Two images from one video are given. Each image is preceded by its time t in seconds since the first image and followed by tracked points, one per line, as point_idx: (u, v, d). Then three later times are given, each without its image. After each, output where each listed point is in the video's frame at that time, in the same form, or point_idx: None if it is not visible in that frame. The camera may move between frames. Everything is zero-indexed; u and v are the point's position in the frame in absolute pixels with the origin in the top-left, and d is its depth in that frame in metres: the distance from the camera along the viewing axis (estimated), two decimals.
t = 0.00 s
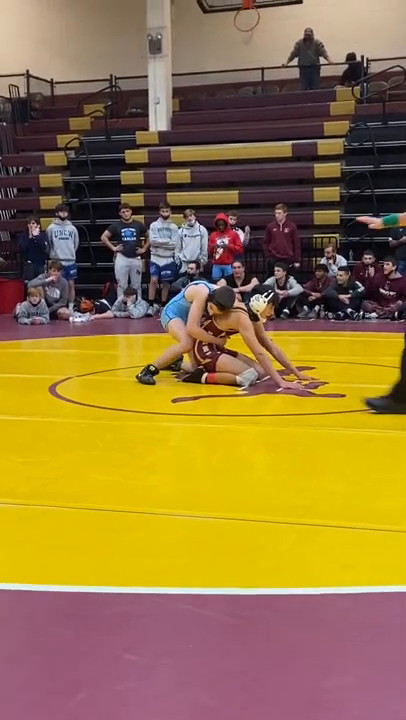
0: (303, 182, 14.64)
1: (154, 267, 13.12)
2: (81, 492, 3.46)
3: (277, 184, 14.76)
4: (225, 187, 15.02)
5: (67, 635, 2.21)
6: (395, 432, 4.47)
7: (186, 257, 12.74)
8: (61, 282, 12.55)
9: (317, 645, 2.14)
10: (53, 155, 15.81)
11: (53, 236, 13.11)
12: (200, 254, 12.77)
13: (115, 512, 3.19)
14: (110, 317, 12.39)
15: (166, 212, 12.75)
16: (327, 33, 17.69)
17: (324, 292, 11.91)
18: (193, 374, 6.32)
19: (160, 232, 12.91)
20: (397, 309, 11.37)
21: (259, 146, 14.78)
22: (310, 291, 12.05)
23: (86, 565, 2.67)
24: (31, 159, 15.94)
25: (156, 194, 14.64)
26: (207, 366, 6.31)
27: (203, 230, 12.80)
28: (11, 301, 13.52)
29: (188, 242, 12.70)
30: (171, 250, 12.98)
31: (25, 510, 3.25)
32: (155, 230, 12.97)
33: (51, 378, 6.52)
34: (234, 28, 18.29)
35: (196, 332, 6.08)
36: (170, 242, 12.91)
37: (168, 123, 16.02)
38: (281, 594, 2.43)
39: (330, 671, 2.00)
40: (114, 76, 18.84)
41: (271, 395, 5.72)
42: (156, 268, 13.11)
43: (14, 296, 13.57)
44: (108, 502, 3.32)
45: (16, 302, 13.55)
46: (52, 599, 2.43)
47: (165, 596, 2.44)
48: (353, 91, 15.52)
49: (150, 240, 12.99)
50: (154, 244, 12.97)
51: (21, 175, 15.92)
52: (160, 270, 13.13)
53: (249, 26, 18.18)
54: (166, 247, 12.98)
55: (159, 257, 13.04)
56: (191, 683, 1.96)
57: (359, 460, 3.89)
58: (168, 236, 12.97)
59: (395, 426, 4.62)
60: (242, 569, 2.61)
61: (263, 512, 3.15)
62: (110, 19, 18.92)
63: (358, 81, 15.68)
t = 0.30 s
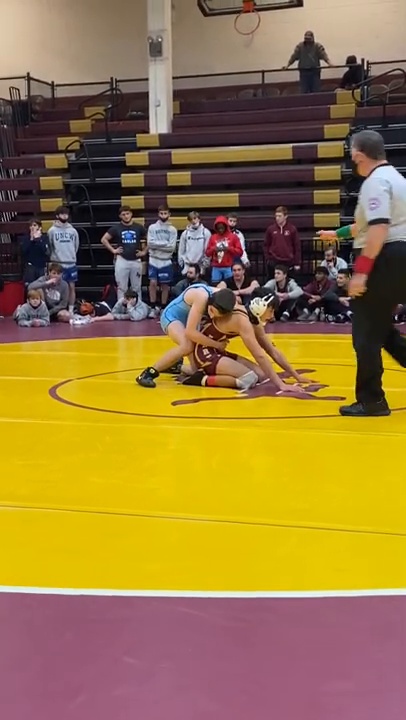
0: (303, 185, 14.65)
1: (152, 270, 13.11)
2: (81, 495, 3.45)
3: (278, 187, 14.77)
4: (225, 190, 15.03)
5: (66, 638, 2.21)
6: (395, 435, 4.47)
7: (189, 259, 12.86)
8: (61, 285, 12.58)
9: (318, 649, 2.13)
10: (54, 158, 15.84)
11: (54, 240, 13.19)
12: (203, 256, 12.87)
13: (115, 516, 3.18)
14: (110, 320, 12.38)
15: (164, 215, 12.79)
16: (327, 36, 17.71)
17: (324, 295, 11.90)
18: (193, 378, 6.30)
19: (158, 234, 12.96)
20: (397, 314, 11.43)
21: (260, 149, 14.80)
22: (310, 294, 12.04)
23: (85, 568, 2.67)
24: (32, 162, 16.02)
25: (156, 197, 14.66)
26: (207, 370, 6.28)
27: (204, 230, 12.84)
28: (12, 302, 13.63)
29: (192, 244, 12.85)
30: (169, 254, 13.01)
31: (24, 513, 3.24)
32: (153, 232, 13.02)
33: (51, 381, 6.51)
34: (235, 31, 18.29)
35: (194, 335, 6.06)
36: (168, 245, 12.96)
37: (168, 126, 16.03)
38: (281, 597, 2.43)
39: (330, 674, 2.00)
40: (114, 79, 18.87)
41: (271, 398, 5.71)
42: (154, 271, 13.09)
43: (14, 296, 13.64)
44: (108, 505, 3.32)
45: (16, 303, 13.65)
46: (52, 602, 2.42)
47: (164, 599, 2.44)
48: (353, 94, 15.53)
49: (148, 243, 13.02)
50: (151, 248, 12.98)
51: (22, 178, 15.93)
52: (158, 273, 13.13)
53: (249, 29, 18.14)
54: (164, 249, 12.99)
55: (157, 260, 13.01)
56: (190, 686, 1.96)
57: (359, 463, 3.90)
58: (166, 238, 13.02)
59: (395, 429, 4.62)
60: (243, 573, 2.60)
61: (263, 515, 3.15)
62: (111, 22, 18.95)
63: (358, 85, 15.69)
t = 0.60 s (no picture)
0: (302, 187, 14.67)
1: (149, 273, 13.03)
2: (81, 497, 3.45)
3: (277, 189, 14.78)
4: (225, 192, 15.04)
5: (64, 641, 2.20)
6: (395, 437, 4.47)
7: (188, 261, 12.83)
8: (61, 287, 12.58)
9: (318, 651, 2.13)
10: (53, 160, 15.85)
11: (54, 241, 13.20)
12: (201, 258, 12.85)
13: (114, 518, 3.18)
14: (110, 322, 12.38)
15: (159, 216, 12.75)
16: (327, 39, 17.72)
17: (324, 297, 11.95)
18: (193, 379, 6.29)
19: (154, 237, 12.92)
20: (396, 315, 11.46)
21: (260, 152, 14.82)
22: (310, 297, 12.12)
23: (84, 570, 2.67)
24: (32, 164, 16.00)
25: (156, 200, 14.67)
26: (207, 371, 6.28)
27: (201, 232, 12.83)
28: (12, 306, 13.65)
29: (191, 247, 12.82)
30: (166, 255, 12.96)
31: (24, 515, 3.24)
32: (149, 235, 12.96)
33: (51, 383, 6.51)
34: (235, 34, 18.30)
35: (194, 336, 6.08)
36: (165, 247, 12.93)
37: (168, 128, 16.05)
38: (280, 599, 2.43)
39: (329, 677, 2.00)
40: (114, 81, 18.90)
41: (271, 400, 5.72)
42: (152, 274, 13.03)
43: (13, 300, 13.67)
44: (107, 507, 3.32)
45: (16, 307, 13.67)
46: (52, 604, 2.42)
47: (164, 601, 2.43)
48: (353, 97, 15.54)
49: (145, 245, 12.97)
50: (148, 250, 12.95)
51: (22, 180, 15.94)
52: (155, 275, 13.05)
53: (249, 32, 18.18)
54: (161, 251, 12.96)
55: (154, 263, 12.98)
56: (189, 688, 1.96)
57: (358, 465, 3.90)
58: (163, 241, 12.98)
59: (395, 432, 4.62)
60: (243, 575, 2.60)
61: (263, 517, 3.15)
62: (111, 24, 18.96)
63: (358, 87, 15.70)
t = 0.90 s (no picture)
0: (302, 190, 14.67)
1: (147, 275, 13.10)
2: (80, 500, 3.44)
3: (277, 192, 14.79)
4: (225, 195, 15.04)
5: (62, 643, 2.20)
6: (394, 440, 4.47)
7: (183, 264, 12.88)
8: (60, 289, 12.56)
9: (317, 654, 2.12)
10: (53, 162, 15.85)
11: (55, 243, 13.13)
12: (197, 261, 12.83)
13: (114, 521, 3.17)
14: (109, 324, 12.38)
15: (154, 218, 12.73)
16: (327, 41, 17.74)
17: (324, 301, 11.80)
18: (192, 381, 6.28)
19: (150, 239, 12.89)
20: (396, 318, 11.46)
21: (260, 154, 14.81)
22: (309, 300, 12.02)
23: (83, 573, 2.66)
24: (32, 166, 15.98)
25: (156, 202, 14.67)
26: (206, 373, 6.28)
27: (198, 235, 12.78)
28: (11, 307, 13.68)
29: (185, 250, 12.79)
30: (164, 258, 13.01)
31: (24, 518, 3.23)
32: (145, 237, 12.95)
33: (50, 385, 6.51)
34: (235, 37, 18.31)
35: (195, 339, 6.07)
36: (161, 249, 12.92)
37: (168, 131, 16.07)
38: (280, 602, 2.43)
39: (330, 680, 1.99)
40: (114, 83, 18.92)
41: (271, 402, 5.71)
42: (150, 276, 13.09)
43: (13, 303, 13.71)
44: (107, 509, 3.31)
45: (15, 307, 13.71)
46: (51, 607, 2.41)
47: (163, 604, 2.43)
48: (353, 100, 15.55)
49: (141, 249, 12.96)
50: (145, 254, 12.96)
51: (21, 182, 15.94)
52: (154, 278, 13.13)
53: (249, 35, 18.18)
54: (158, 253, 12.97)
55: (151, 265, 13.02)
56: (188, 691, 1.95)
57: (358, 468, 3.89)
58: (158, 242, 12.94)
59: (395, 434, 4.62)
60: (242, 578, 2.59)
61: (263, 520, 3.14)
62: (111, 27, 18.98)
63: (358, 90, 15.71)
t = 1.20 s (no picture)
0: (301, 192, 14.68)
1: (146, 277, 13.10)
2: (79, 501, 3.45)
3: (277, 194, 14.81)
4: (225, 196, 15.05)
5: (61, 645, 2.20)
6: (393, 443, 4.47)
7: (177, 266, 12.84)
8: (60, 291, 12.57)
9: (315, 656, 2.13)
10: (53, 164, 15.85)
11: (56, 245, 13.17)
12: (191, 262, 12.84)
13: (112, 522, 3.18)
14: (109, 326, 12.38)
15: (152, 221, 12.73)
16: (325, 44, 17.77)
17: (323, 302, 11.83)
18: (192, 384, 6.28)
19: (148, 242, 12.90)
20: (395, 320, 11.39)
21: (259, 156, 14.82)
22: (309, 301, 12.12)
23: (82, 574, 2.67)
24: (31, 168, 15.98)
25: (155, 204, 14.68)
26: (205, 376, 6.27)
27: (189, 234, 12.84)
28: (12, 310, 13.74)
29: (177, 252, 12.79)
30: (162, 259, 13.00)
31: (22, 519, 3.24)
32: (143, 240, 12.95)
33: (49, 387, 6.51)
34: (235, 39, 18.34)
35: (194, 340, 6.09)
36: (159, 250, 12.93)
37: (167, 133, 16.10)
38: (279, 604, 2.43)
39: (329, 682, 1.99)
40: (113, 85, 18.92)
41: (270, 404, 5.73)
42: (148, 278, 13.09)
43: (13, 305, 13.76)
44: (107, 511, 3.31)
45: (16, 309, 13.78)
46: (51, 608, 2.42)
47: (162, 605, 2.43)
48: (352, 101, 15.56)
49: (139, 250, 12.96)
50: (143, 255, 12.93)
51: (21, 184, 15.94)
52: (153, 280, 13.11)
53: (248, 36, 18.21)
54: (156, 255, 12.97)
55: (150, 267, 13.02)
56: (188, 691, 1.96)
57: (356, 470, 3.90)
58: (157, 244, 12.97)
59: (394, 436, 4.63)
60: (241, 579, 2.59)
61: (263, 522, 3.14)
62: (112, 30, 19.02)
63: (357, 92, 15.72)
